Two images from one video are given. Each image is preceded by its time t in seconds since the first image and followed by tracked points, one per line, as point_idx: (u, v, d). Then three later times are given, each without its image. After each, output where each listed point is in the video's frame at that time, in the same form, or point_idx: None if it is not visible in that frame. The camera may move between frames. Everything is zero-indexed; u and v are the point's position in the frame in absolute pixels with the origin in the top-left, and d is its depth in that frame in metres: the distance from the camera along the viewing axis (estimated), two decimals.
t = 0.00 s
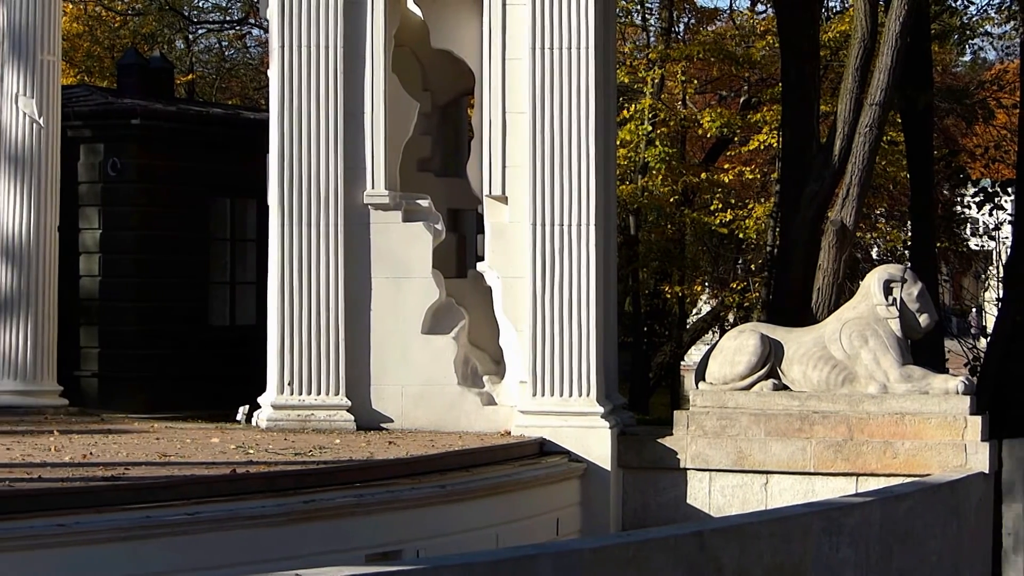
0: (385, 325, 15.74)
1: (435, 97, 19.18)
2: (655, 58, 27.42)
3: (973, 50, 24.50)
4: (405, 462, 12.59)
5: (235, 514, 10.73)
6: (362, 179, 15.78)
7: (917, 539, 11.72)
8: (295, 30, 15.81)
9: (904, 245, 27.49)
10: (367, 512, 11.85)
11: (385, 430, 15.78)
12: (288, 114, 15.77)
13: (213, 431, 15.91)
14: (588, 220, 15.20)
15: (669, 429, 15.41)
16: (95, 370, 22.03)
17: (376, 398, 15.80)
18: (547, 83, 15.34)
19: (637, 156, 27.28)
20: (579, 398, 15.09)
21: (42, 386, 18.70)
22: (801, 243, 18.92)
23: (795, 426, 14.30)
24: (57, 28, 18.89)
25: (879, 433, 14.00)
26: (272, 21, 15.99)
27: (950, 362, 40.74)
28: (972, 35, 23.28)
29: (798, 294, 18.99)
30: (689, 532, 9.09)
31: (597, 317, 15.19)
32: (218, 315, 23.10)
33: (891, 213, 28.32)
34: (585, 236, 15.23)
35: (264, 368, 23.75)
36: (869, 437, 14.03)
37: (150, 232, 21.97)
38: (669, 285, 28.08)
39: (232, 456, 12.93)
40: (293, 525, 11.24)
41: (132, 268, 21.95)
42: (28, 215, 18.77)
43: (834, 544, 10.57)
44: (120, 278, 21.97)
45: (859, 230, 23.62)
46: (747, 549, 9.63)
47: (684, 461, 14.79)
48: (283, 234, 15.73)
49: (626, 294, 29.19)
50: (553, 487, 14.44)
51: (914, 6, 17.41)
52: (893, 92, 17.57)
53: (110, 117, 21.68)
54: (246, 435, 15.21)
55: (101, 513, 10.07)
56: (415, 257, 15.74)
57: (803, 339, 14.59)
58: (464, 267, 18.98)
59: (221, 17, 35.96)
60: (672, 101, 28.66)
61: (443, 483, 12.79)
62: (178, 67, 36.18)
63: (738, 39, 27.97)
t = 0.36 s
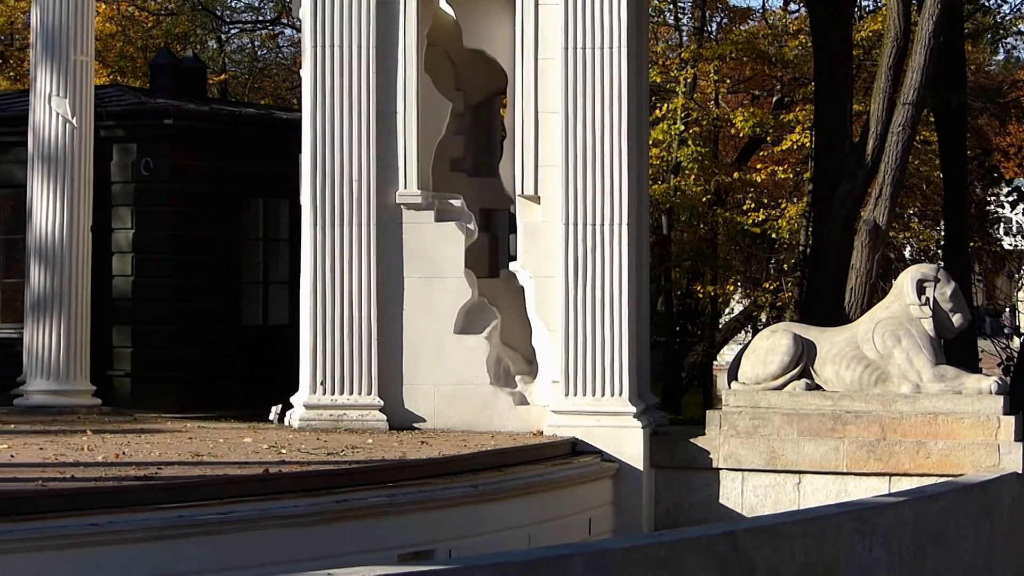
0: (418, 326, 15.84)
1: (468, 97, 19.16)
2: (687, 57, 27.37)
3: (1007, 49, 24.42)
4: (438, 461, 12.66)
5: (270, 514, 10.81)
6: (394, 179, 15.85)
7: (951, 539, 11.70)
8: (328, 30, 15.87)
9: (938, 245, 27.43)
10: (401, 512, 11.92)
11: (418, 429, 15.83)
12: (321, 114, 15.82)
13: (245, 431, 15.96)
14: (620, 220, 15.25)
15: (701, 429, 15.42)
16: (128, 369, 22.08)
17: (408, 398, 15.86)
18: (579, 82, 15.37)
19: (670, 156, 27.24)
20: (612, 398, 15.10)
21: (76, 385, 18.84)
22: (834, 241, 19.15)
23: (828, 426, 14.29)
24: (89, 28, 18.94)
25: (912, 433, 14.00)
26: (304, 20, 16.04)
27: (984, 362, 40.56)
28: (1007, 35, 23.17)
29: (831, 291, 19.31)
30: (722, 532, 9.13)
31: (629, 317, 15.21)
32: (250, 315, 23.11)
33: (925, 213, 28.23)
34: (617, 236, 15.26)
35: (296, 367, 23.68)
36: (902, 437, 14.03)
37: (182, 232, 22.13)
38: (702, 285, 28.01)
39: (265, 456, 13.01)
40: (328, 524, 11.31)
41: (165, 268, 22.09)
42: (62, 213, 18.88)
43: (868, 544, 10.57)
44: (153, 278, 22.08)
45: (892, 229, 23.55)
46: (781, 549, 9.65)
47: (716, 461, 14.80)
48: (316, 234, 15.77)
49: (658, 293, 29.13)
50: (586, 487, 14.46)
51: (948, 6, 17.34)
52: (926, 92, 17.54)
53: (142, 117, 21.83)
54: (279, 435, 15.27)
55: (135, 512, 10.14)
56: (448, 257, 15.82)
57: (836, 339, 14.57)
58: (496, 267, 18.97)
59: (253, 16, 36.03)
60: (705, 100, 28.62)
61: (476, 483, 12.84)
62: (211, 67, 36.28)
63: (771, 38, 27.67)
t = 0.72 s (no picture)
0: (440, 325, 15.86)
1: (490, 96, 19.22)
2: (709, 57, 27.33)
3: None
4: (460, 460, 12.69)
5: (291, 513, 10.84)
6: (415, 178, 15.92)
7: (973, 539, 11.67)
8: (349, 29, 15.95)
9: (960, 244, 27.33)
10: (423, 512, 11.94)
11: (439, 429, 15.87)
12: (342, 114, 15.89)
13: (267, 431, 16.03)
14: (641, 220, 15.25)
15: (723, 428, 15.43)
16: (151, 368, 22.10)
17: (430, 398, 15.91)
18: (600, 81, 15.39)
19: (691, 155, 27.22)
20: (634, 397, 15.11)
21: (98, 384, 18.89)
22: (856, 241, 19.14)
23: (850, 426, 14.28)
24: (112, 28, 19.06)
25: (934, 432, 13.97)
26: (326, 20, 16.14)
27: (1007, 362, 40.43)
28: None
29: (851, 291, 19.31)
30: (743, 532, 9.15)
31: (651, 316, 15.22)
32: (273, 314, 23.20)
33: (946, 212, 28.19)
34: (639, 234, 15.27)
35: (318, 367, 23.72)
36: (924, 436, 14.01)
37: (204, 232, 22.18)
38: (723, 284, 27.94)
39: (288, 455, 13.09)
40: (349, 524, 11.35)
41: (188, 267, 22.16)
42: (84, 212, 18.94)
43: (889, 544, 10.55)
44: (176, 277, 22.16)
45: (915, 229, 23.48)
46: (802, 548, 9.65)
47: (739, 460, 14.81)
48: (337, 232, 15.86)
49: (680, 293, 29.08)
50: (607, 486, 14.47)
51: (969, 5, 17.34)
52: (948, 91, 17.57)
53: (165, 116, 21.90)
54: (301, 434, 15.34)
55: (157, 511, 10.21)
56: (471, 257, 15.85)
57: (858, 338, 14.59)
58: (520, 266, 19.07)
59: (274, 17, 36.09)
60: (726, 100, 28.56)
61: (497, 482, 12.87)
62: (233, 67, 36.38)
63: (793, 37, 27.67)
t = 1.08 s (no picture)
0: (469, 324, 15.93)
1: (518, 95, 19.26)
2: (737, 56, 27.27)
3: None
4: (488, 460, 12.73)
5: (321, 512, 10.90)
6: (444, 177, 15.99)
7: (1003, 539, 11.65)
8: (377, 29, 15.99)
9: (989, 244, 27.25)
10: (452, 511, 12.00)
11: (468, 428, 15.92)
12: (371, 114, 15.96)
13: (297, 430, 16.11)
14: (669, 219, 15.30)
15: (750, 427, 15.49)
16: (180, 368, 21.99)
17: (458, 398, 15.96)
18: (628, 80, 15.41)
19: (719, 154, 27.17)
20: (662, 397, 15.14)
21: (128, 384, 19.00)
22: (885, 241, 19.20)
23: (879, 425, 14.26)
24: (141, 29, 19.12)
25: (963, 432, 13.98)
26: (353, 20, 16.16)
27: None
28: None
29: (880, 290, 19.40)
30: (773, 532, 9.19)
31: (679, 316, 15.25)
32: (302, 312, 23.24)
33: (975, 212, 28.10)
34: (667, 234, 15.31)
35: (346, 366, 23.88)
36: (953, 436, 14.02)
37: (232, 232, 22.09)
38: (751, 284, 27.85)
39: (317, 454, 13.16)
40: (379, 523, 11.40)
41: (216, 265, 22.01)
42: (113, 212, 19.02)
43: (919, 544, 10.56)
44: (204, 277, 22.03)
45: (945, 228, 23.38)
46: (832, 548, 9.68)
47: (767, 460, 14.82)
48: (366, 232, 15.91)
49: (708, 292, 29.02)
50: (635, 486, 14.48)
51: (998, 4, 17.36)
52: (976, 90, 17.62)
53: (197, 117, 21.78)
54: (329, 433, 15.41)
55: (186, 510, 10.29)
56: (499, 257, 15.91)
57: (887, 337, 14.57)
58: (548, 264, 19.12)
59: (302, 16, 36.10)
60: (755, 99, 28.47)
61: (526, 481, 12.91)
62: (261, 67, 36.49)
63: (821, 37, 27.59)
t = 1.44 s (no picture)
0: (497, 324, 16.00)
1: (544, 94, 19.28)
2: (764, 56, 27.22)
3: None
4: (516, 460, 12.76)
5: (349, 511, 10.95)
6: (471, 177, 16.04)
7: None
8: (404, 29, 16.07)
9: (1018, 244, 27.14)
10: (480, 511, 12.03)
11: (495, 428, 15.97)
12: (397, 114, 16.02)
13: (325, 430, 16.18)
14: (696, 219, 15.31)
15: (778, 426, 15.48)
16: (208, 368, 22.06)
17: (486, 397, 16.02)
18: (655, 79, 15.45)
19: (747, 154, 27.13)
20: (690, 396, 15.16)
21: (155, 383, 19.06)
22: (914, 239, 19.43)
23: (907, 425, 14.26)
24: (168, 29, 19.20)
25: (991, 432, 13.96)
26: (381, 20, 16.28)
27: None
28: None
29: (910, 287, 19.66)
30: (801, 532, 9.21)
31: (706, 315, 15.26)
32: (329, 313, 23.28)
33: (1003, 211, 28.00)
34: (695, 233, 15.31)
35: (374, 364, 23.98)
36: (981, 436, 13.99)
37: (260, 232, 22.16)
38: (779, 283, 27.77)
39: (344, 454, 13.22)
40: (406, 523, 11.44)
41: (243, 264, 22.13)
42: (140, 212, 19.05)
43: (948, 544, 10.55)
44: (232, 275, 22.12)
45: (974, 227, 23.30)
46: (861, 548, 9.68)
47: (795, 459, 14.81)
48: (394, 231, 15.99)
49: (736, 292, 28.96)
50: (663, 485, 14.50)
51: None
52: (1004, 89, 17.79)
53: (224, 117, 21.84)
54: (357, 433, 15.47)
55: (215, 510, 10.34)
56: (527, 257, 15.97)
57: (915, 337, 14.57)
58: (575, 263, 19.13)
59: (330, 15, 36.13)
60: (783, 98, 28.40)
61: (553, 481, 12.94)
62: (289, 67, 36.54)
63: (849, 36, 27.52)
